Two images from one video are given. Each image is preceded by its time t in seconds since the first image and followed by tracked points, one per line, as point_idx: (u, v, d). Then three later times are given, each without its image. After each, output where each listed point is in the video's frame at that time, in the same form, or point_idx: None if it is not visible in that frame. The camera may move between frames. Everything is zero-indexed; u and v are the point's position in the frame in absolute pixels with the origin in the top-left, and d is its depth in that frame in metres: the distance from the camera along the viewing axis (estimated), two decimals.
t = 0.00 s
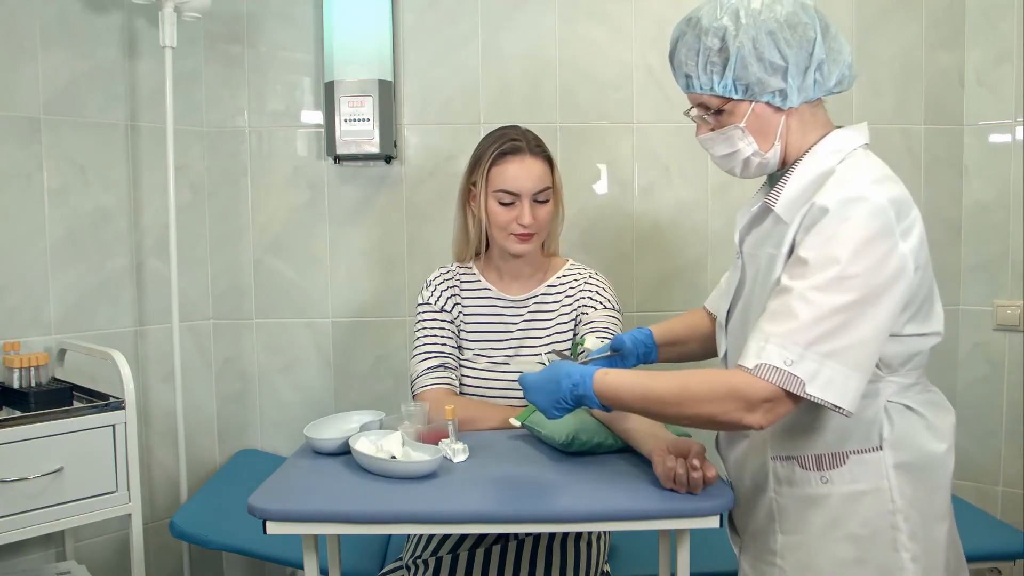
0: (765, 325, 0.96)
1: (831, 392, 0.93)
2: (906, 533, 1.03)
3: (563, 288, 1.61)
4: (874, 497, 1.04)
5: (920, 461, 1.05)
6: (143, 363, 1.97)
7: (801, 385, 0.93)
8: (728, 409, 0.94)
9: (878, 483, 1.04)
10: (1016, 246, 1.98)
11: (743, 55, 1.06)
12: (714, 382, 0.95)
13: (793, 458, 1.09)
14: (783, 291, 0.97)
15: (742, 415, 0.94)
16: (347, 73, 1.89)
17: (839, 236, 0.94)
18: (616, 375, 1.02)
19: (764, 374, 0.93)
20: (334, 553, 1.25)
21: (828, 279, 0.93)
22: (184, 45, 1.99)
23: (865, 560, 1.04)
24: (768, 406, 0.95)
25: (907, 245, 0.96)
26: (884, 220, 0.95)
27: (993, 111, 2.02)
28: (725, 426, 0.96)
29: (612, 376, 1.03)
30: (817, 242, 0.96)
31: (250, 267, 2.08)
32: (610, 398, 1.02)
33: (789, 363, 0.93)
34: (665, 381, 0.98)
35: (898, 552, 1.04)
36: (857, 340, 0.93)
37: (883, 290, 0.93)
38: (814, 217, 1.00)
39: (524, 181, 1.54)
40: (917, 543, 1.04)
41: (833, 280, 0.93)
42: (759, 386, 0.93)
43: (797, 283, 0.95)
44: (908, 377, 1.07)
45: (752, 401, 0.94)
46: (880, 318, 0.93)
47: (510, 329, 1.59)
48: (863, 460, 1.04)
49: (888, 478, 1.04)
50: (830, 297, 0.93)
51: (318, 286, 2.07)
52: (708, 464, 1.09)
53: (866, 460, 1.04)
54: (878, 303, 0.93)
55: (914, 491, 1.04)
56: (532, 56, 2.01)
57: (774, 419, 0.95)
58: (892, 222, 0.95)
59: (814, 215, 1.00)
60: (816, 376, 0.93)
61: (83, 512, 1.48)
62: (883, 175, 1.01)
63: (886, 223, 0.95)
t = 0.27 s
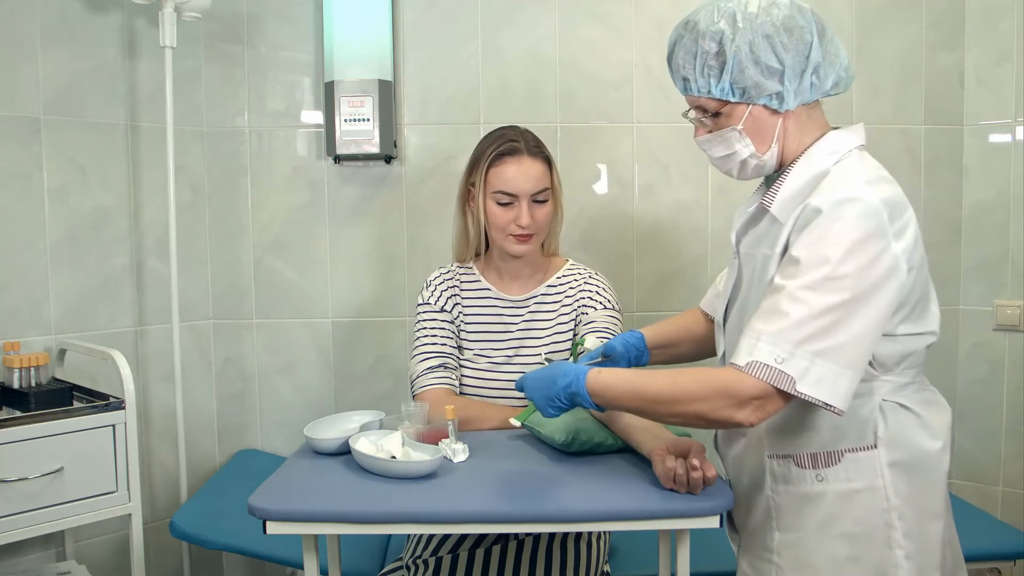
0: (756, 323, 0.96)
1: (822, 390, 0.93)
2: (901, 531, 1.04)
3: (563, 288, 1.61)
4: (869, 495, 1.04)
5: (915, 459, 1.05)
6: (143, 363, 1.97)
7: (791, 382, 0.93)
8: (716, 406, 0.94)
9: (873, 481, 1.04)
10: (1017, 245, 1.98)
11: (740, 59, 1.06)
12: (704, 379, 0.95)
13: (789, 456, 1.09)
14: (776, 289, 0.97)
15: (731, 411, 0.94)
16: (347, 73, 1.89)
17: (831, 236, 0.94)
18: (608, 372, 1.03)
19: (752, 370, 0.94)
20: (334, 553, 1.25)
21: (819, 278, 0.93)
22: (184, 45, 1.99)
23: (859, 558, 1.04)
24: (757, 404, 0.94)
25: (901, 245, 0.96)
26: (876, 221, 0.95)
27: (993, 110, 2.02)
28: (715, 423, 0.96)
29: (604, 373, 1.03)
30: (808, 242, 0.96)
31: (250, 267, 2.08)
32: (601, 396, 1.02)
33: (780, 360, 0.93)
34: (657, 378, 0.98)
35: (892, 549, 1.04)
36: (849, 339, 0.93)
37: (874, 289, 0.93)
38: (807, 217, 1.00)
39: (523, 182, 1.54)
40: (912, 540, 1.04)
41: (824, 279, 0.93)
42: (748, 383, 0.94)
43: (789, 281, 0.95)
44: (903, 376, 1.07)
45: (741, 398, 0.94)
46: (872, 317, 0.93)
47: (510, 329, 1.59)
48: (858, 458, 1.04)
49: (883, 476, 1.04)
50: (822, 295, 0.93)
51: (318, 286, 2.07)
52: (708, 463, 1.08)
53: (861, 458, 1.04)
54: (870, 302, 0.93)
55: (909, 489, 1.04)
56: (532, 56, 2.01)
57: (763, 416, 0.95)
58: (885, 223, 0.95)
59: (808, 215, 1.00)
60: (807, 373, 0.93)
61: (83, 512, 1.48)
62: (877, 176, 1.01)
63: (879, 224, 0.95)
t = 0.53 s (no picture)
0: (749, 321, 0.96)
1: (814, 388, 0.93)
2: (897, 530, 1.03)
3: (563, 288, 1.61)
4: (865, 495, 1.04)
5: (911, 457, 1.04)
6: (143, 363, 1.97)
7: (784, 380, 0.93)
8: (709, 406, 0.95)
9: (869, 480, 1.04)
10: (1017, 245, 1.98)
11: (736, 61, 1.06)
12: (693, 379, 0.96)
13: (785, 456, 1.09)
14: (769, 288, 0.97)
15: (721, 409, 0.95)
16: (347, 73, 1.89)
17: (822, 235, 0.95)
18: (600, 377, 1.03)
19: (744, 368, 0.94)
20: (334, 553, 1.25)
21: (811, 277, 0.93)
22: (184, 45, 1.99)
23: (856, 557, 1.04)
24: (749, 403, 0.95)
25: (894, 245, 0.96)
26: (869, 220, 0.95)
27: (993, 110, 2.02)
28: (706, 422, 0.97)
29: (595, 379, 1.03)
30: (800, 242, 0.96)
31: (250, 267, 2.08)
32: (591, 401, 1.03)
33: (772, 359, 0.93)
34: (646, 379, 0.99)
35: (888, 548, 1.04)
36: (841, 338, 0.93)
37: (867, 288, 0.93)
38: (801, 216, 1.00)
39: (521, 182, 1.54)
40: (909, 539, 1.04)
41: (815, 278, 0.93)
42: (739, 381, 0.94)
43: (781, 280, 0.96)
44: (898, 375, 1.07)
45: (731, 396, 0.94)
46: (864, 316, 0.93)
47: (510, 329, 1.59)
48: (854, 458, 1.04)
49: (879, 475, 1.04)
50: (814, 294, 0.93)
51: (318, 286, 2.07)
52: (708, 463, 1.08)
53: (856, 458, 1.04)
54: (862, 301, 0.93)
55: (905, 488, 1.04)
56: (532, 56, 2.01)
57: (757, 415, 0.96)
58: (878, 222, 0.95)
59: (801, 214, 1.00)
60: (799, 372, 0.93)
61: (83, 512, 1.48)
62: (871, 176, 1.01)
63: (871, 223, 0.95)
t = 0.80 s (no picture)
0: (740, 319, 0.96)
1: (802, 387, 0.93)
2: (894, 529, 1.03)
3: (563, 288, 1.61)
4: (861, 494, 1.03)
5: (907, 456, 1.04)
6: (143, 363, 1.97)
7: (771, 378, 0.93)
8: (694, 404, 0.95)
9: (865, 480, 1.04)
10: (1016, 245, 1.98)
11: (730, 63, 1.06)
12: (674, 379, 0.96)
13: (782, 456, 1.09)
14: (760, 288, 0.97)
15: (708, 407, 0.95)
16: (347, 73, 1.89)
17: (813, 235, 0.95)
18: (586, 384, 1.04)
19: (730, 366, 0.94)
20: (334, 553, 1.25)
21: (802, 276, 0.93)
22: (184, 45, 1.99)
23: (854, 557, 1.04)
24: (734, 400, 0.95)
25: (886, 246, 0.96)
26: (860, 221, 0.95)
27: (993, 110, 2.02)
28: (696, 421, 0.97)
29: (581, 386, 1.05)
30: (792, 242, 0.96)
31: (250, 267, 2.08)
32: (580, 406, 1.04)
33: (759, 357, 0.93)
34: (632, 382, 0.99)
35: (885, 548, 1.03)
36: (831, 337, 0.93)
37: (857, 289, 0.93)
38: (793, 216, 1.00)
39: (520, 182, 1.53)
40: (906, 538, 1.04)
41: (805, 277, 0.93)
42: (726, 379, 0.94)
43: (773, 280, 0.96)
44: (895, 374, 1.07)
45: (717, 393, 0.94)
46: (854, 316, 0.93)
47: (510, 329, 1.59)
48: (850, 457, 1.04)
49: (875, 475, 1.03)
50: (803, 293, 0.93)
51: (318, 286, 2.08)
52: (708, 463, 1.08)
53: (853, 457, 1.04)
54: (852, 301, 0.93)
55: (902, 488, 1.04)
56: (532, 56, 2.01)
57: (743, 411, 0.96)
58: (871, 223, 0.95)
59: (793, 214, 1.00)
60: (787, 370, 0.93)
61: (83, 512, 1.48)
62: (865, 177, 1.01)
63: (863, 224, 0.95)
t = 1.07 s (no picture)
0: (722, 319, 0.96)
1: (782, 388, 0.93)
2: (889, 528, 1.03)
3: (563, 288, 1.61)
4: (857, 494, 1.03)
5: (902, 456, 1.04)
6: (143, 363, 1.97)
7: (749, 377, 0.93)
8: (675, 406, 0.96)
9: (860, 480, 1.04)
10: (1016, 245, 1.98)
11: (717, 68, 1.06)
12: (654, 383, 0.97)
13: (778, 456, 1.09)
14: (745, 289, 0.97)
15: (689, 408, 0.95)
16: (347, 73, 1.89)
17: (798, 238, 0.95)
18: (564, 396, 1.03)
19: (710, 366, 0.94)
20: (334, 553, 1.25)
21: (785, 278, 0.93)
22: (184, 45, 1.99)
23: (850, 557, 1.04)
24: (713, 399, 0.95)
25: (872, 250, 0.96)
26: (846, 225, 0.95)
27: (993, 110, 2.02)
28: (677, 423, 0.97)
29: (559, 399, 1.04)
30: (778, 245, 0.97)
31: (250, 267, 2.08)
32: (561, 415, 1.02)
33: (738, 357, 0.93)
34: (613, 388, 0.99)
35: (880, 547, 1.04)
36: (813, 339, 0.93)
37: (841, 292, 0.93)
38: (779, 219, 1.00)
39: (520, 183, 1.53)
40: (901, 537, 1.04)
41: (787, 278, 0.93)
42: (704, 377, 0.94)
43: (757, 281, 0.96)
44: (887, 374, 1.07)
45: (697, 394, 0.94)
46: (837, 319, 0.93)
47: (510, 329, 1.59)
48: (845, 457, 1.04)
49: (870, 474, 1.03)
50: (786, 295, 0.93)
51: (317, 286, 2.07)
52: (708, 463, 1.08)
53: (847, 457, 1.04)
54: (836, 305, 0.93)
55: (896, 487, 1.04)
56: (532, 56, 2.01)
57: (723, 410, 0.96)
58: (857, 228, 0.95)
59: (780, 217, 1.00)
60: (765, 370, 0.93)
61: (83, 512, 1.48)
62: (852, 181, 1.01)
63: (849, 228, 0.95)
